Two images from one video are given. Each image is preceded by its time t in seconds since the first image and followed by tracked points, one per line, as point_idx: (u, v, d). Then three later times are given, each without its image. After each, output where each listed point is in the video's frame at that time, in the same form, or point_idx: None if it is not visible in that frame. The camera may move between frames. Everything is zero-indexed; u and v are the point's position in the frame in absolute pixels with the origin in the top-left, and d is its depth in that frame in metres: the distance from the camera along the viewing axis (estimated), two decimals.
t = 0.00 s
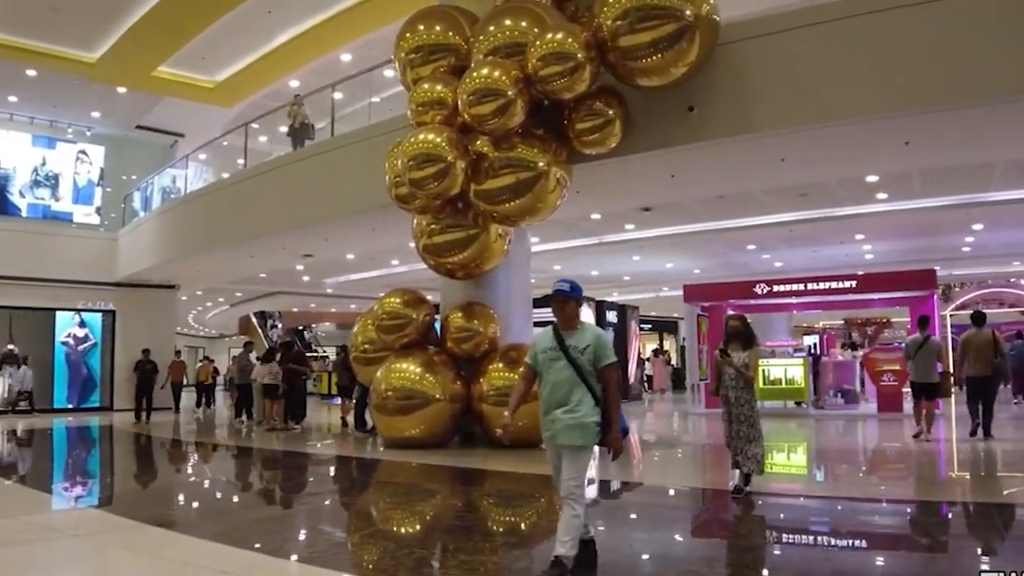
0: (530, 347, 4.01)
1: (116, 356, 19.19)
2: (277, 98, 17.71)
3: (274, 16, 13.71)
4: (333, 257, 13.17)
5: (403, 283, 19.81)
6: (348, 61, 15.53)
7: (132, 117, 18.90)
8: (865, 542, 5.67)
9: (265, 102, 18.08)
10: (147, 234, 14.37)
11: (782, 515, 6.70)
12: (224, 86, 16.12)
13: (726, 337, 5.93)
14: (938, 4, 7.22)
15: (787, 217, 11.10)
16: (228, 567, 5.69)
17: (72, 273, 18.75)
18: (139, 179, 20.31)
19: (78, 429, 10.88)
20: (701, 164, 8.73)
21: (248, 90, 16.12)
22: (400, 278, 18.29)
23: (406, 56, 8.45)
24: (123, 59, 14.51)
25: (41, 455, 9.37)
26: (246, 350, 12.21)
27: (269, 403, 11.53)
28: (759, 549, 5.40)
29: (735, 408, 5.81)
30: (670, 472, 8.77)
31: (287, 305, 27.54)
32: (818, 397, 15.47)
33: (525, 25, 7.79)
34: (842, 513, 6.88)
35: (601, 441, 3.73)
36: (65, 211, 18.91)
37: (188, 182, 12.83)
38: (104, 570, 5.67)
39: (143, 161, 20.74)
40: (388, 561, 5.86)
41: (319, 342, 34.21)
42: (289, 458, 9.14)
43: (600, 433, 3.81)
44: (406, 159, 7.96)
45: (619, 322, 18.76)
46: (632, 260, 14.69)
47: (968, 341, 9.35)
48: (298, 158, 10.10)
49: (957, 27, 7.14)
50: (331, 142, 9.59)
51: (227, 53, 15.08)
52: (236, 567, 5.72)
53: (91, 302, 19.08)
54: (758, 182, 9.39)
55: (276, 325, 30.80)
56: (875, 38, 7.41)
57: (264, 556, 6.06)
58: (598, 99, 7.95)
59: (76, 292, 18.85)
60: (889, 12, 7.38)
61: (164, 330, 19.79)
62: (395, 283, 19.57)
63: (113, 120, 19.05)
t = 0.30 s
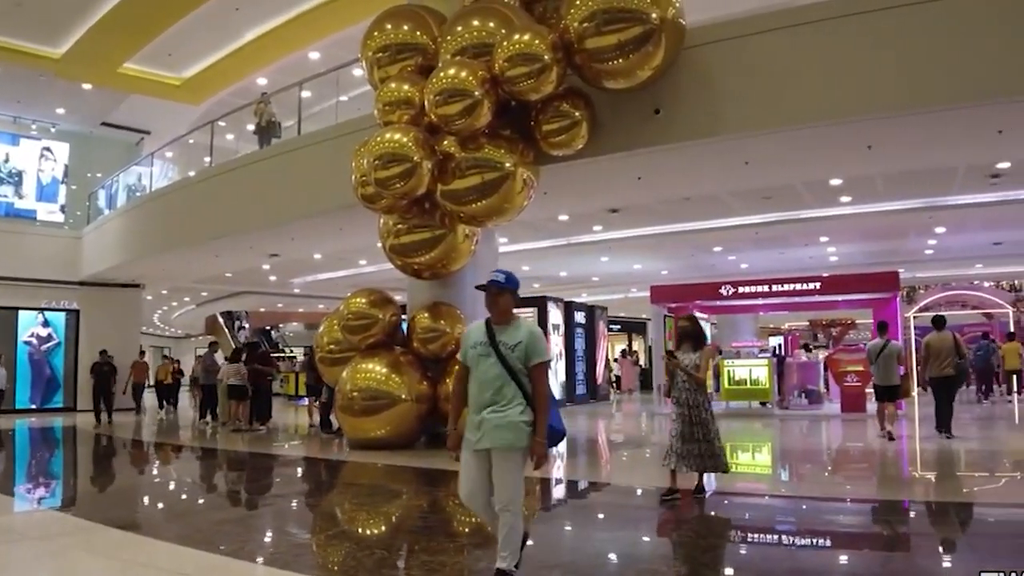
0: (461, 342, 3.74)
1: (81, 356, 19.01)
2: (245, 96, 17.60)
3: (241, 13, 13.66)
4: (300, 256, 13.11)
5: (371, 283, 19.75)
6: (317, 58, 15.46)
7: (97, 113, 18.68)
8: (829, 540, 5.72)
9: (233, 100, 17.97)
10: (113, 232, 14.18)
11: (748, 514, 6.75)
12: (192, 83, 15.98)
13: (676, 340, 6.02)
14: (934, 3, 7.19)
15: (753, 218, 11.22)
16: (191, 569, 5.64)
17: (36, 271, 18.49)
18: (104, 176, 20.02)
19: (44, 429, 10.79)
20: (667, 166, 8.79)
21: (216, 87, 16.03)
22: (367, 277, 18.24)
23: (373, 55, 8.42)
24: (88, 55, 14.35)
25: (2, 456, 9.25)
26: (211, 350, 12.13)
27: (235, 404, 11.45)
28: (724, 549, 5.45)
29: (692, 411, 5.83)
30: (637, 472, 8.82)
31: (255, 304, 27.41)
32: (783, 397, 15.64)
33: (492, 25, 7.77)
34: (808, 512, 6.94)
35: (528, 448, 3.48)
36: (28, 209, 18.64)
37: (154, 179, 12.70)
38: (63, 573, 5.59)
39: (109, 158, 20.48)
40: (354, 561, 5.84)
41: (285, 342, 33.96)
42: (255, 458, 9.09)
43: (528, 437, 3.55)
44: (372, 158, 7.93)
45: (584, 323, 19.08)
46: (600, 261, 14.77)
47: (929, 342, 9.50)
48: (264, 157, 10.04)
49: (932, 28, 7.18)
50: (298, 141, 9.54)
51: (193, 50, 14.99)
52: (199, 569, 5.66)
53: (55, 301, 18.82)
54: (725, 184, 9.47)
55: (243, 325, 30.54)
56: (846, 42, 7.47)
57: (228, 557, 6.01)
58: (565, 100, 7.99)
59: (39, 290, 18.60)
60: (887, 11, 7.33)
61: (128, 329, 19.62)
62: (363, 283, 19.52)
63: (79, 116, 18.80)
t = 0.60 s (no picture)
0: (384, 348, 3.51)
1: (46, 355, 18.73)
2: (215, 93, 17.51)
3: (211, 9, 13.63)
4: (269, 255, 13.04)
5: (342, 283, 19.69)
6: (287, 56, 15.40)
7: (63, 109, 18.52)
8: (795, 539, 5.77)
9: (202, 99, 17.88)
10: (80, 230, 14.00)
11: (716, 513, 6.80)
12: (162, 78, 15.98)
13: (626, 339, 5.94)
14: (931, 3, 7.19)
15: (720, 220, 11.32)
16: (156, 569, 5.58)
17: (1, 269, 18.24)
18: (71, 174, 19.81)
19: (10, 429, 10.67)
20: (636, 167, 8.84)
21: (185, 84, 16.03)
22: (338, 276, 18.17)
23: (343, 53, 8.39)
24: (54, 51, 14.23)
25: None
26: (178, 350, 12.03)
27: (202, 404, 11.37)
28: (690, 548, 5.48)
29: (637, 412, 5.82)
30: (606, 472, 8.85)
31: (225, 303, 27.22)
32: (750, 397, 15.77)
33: (462, 25, 7.77)
34: (774, 511, 7.00)
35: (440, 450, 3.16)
36: None
37: (121, 176, 12.58)
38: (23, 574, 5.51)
39: (76, 155, 20.31)
40: (320, 560, 5.81)
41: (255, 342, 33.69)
42: (221, 459, 9.04)
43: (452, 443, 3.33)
44: (341, 156, 7.89)
45: (554, 323, 19.22)
46: (570, 261, 14.84)
47: (892, 343, 9.63)
48: (232, 155, 9.98)
49: (904, 30, 7.25)
50: (266, 139, 9.49)
51: (163, 44, 14.98)
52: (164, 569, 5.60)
53: (20, 299, 18.52)
54: (695, 186, 9.55)
55: (212, 325, 30.27)
56: (819, 43, 7.54)
57: (193, 558, 5.96)
58: (535, 101, 8.02)
59: (4, 288, 18.34)
60: (882, 10, 7.33)
61: (95, 328, 19.39)
62: (334, 282, 19.45)
63: (46, 112, 18.62)
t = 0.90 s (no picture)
0: (290, 339, 3.13)
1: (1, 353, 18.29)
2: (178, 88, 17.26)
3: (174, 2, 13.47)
4: (230, 252, 12.90)
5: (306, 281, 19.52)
6: (251, 52, 15.26)
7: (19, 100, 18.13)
8: (755, 536, 5.84)
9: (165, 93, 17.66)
10: (38, 225, 13.69)
11: (677, 511, 6.87)
12: (124, 71, 15.75)
13: (579, 336, 5.91)
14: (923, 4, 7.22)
15: (682, 221, 11.44)
16: (114, 569, 5.48)
17: None
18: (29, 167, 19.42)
19: None
20: (602, 166, 8.87)
21: (149, 77, 15.86)
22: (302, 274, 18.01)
23: (308, 48, 8.31)
24: (12, 41, 13.93)
25: None
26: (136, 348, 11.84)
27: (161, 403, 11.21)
28: (653, 546, 5.51)
29: (589, 412, 5.82)
30: (570, 470, 8.88)
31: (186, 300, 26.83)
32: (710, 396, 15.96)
33: (428, 22, 7.75)
34: (734, 508, 7.09)
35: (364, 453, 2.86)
36: None
37: (80, 171, 12.35)
38: None
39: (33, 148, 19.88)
40: (281, 560, 5.76)
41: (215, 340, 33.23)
42: (180, 458, 8.92)
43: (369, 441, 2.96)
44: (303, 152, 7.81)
45: (520, 322, 19.25)
46: (536, 261, 14.87)
47: (855, 343, 9.77)
48: (194, 150, 9.86)
49: (868, 33, 7.36)
50: (229, 134, 9.39)
51: (126, 37, 14.81)
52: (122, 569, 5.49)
53: None
54: (659, 186, 9.62)
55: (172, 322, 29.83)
56: (801, 44, 7.57)
57: (152, 558, 5.86)
58: (500, 100, 8.00)
59: None
60: (869, 12, 7.36)
61: (51, 325, 19.01)
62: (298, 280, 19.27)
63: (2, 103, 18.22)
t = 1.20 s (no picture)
0: (179, 340, 2.73)
1: None
2: (127, 79, 16.92)
3: None
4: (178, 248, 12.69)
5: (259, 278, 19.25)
6: (202, 44, 15.04)
7: None
8: (703, 532, 5.93)
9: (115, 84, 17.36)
10: None
11: (626, 508, 6.95)
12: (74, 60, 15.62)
13: (522, 334, 5.95)
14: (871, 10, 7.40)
15: (633, 221, 11.57)
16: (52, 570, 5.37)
17: None
18: None
19: None
20: (555, 166, 8.92)
21: (99, 67, 15.62)
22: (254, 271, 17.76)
23: (259, 42, 8.21)
24: None
25: None
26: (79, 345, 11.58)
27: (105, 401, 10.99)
28: (603, 543, 5.56)
29: (533, 410, 5.85)
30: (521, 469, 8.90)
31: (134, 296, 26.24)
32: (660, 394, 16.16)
33: (382, 18, 7.71)
34: (681, 505, 7.21)
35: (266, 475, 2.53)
36: None
37: (23, 162, 12.02)
38: None
39: None
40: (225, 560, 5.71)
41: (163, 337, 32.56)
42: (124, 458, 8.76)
43: (267, 464, 2.60)
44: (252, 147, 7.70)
45: (473, 320, 19.30)
46: (490, 260, 14.90)
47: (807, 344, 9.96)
48: (141, 143, 9.67)
49: (818, 37, 7.52)
50: (177, 128, 9.23)
51: (77, 23, 14.68)
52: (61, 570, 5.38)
53: None
54: (611, 187, 9.72)
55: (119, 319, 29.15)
56: (756, 46, 7.69)
57: (94, 559, 5.76)
58: (453, 98, 7.99)
59: None
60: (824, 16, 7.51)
61: None
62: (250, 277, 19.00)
63: None
